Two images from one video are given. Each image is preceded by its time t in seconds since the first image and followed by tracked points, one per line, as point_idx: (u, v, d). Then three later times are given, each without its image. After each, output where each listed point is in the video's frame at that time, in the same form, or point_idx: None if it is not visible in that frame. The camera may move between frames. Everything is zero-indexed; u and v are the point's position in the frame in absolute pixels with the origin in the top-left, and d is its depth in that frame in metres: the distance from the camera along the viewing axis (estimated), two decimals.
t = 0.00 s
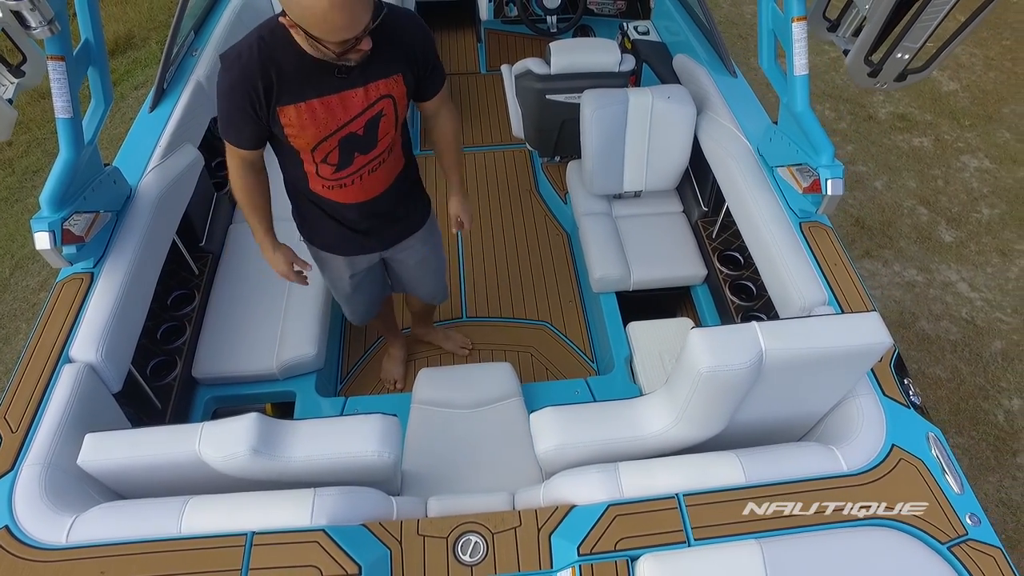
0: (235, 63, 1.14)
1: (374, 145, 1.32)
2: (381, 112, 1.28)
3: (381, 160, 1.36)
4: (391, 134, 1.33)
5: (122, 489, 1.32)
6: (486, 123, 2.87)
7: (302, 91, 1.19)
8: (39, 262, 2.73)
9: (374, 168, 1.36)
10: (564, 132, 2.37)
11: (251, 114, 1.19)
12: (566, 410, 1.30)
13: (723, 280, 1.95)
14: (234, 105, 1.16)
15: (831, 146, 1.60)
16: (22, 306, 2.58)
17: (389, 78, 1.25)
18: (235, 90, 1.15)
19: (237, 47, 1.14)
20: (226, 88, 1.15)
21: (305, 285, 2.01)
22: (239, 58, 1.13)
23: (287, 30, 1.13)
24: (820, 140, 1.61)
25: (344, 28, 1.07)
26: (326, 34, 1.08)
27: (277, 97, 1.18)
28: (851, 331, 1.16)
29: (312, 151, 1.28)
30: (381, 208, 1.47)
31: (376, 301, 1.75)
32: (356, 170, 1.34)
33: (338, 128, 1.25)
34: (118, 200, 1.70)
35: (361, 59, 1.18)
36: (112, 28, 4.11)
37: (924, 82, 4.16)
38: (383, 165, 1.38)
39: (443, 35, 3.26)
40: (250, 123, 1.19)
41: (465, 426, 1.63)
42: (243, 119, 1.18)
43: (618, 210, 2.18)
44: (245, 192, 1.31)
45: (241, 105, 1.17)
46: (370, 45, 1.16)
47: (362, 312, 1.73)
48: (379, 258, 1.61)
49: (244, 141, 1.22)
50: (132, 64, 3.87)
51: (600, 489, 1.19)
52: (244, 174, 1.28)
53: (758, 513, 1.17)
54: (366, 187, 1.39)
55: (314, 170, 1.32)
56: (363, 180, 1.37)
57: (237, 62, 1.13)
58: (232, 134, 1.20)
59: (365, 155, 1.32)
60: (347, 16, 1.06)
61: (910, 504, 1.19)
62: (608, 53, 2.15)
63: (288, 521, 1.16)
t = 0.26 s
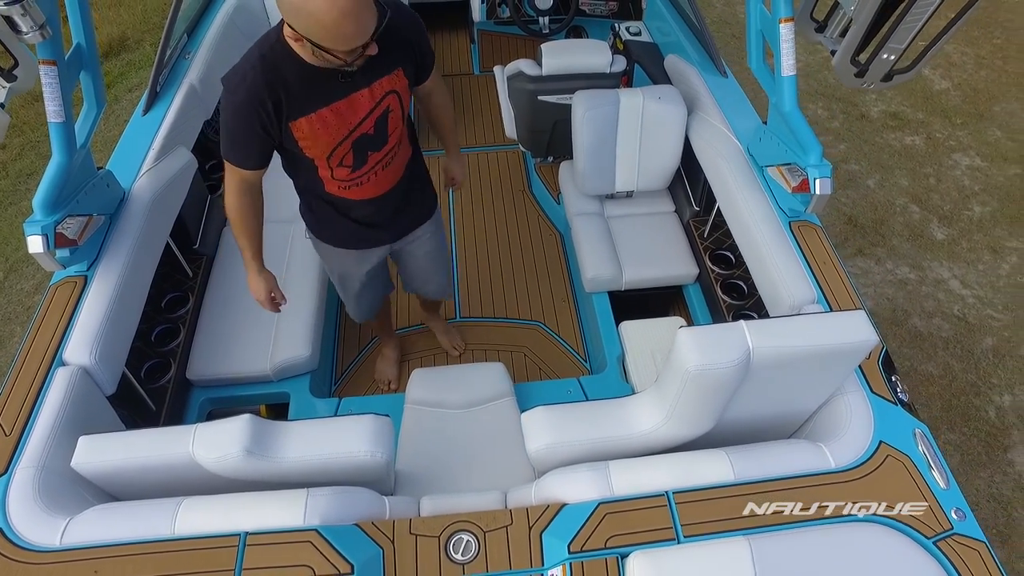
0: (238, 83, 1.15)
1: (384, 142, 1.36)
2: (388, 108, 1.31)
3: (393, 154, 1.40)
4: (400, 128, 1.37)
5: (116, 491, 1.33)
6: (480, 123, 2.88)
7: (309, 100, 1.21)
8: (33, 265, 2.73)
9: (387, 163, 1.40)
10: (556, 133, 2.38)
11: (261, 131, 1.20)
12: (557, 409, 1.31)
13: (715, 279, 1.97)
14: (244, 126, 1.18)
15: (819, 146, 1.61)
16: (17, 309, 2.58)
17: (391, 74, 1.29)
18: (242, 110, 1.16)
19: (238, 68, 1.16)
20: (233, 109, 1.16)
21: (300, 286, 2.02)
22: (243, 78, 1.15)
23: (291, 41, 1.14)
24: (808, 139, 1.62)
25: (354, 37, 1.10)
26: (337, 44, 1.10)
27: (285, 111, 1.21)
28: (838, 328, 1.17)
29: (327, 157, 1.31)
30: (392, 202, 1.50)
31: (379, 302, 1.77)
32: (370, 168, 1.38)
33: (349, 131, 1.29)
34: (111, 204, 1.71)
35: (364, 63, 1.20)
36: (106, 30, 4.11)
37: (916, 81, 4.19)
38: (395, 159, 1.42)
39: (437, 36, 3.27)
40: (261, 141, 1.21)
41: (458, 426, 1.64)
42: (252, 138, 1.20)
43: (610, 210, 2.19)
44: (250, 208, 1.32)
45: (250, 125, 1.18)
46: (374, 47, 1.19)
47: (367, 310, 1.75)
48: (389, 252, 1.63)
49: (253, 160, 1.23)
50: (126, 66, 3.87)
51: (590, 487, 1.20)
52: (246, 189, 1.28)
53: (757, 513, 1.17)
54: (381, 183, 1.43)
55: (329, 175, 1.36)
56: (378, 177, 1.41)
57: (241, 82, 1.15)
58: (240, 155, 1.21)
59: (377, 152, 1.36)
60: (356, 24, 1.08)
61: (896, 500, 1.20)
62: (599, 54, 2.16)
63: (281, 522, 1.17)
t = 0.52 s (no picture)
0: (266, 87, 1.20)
1: (404, 135, 1.44)
2: (408, 103, 1.40)
3: (411, 148, 1.49)
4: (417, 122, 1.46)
5: (105, 496, 1.33)
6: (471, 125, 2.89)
7: (335, 99, 1.27)
8: (23, 270, 2.72)
9: (406, 156, 1.48)
10: (545, 133, 2.39)
11: (289, 132, 1.25)
12: (544, 409, 1.33)
13: (703, 278, 1.98)
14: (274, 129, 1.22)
15: (804, 144, 1.63)
16: (6, 315, 2.57)
17: (410, 70, 1.37)
18: (272, 112, 1.21)
19: (263, 72, 1.20)
20: (262, 111, 1.20)
21: (290, 289, 2.02)
22: (271, 82, 1.19)
23: (320, 41, 1.18)
24: (793, 137, 1.64)
25: (388, 36, 1.14)
26: (371, 42, 1.14)
27: (312, 110, 1.26)
28: (820, 325, 1.18)
29: (353, 154, 1.38)
30: (409, 194, 1.59)
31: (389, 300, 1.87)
32: (392, 161, 1.46)
33: (374, 127, 1.36)
34: (99, 208, 1.70)
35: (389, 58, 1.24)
36: (95, 33, 4.09)
37: (904, 78, 4.21)
38: (413, 151, 1.50)
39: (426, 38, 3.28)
40: (290, 142, 1.26)
41: (447, 426, 1.65)
42: (281, 140, 1.24)
43: (599, 210, 2.20)
44: (282, 212, 1.36)
45: (279, 127, 1.23)
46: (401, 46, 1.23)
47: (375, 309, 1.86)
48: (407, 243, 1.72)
49: (284, 162, 1.27)
50: (115, 70, 3.86)
51: (578, 486, 1.21)
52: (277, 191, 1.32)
53: (758, 513, 1.18)
54: (399, 175, 1.51)
55: (353, 171, 1.43)
56: (399, 169, 1.49)
57: (269, 86, 1.19)
58: (273, 158, 1.25)
59: (398, 146, 1.44)
60: (388, 25, 1.12)
61: (881, 494, 1.22)
62: (583, 56, 2.17)
63: (270, 524, 1.17)
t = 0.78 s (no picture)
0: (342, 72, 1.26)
1: (454, 139, 1.51)
2: (466, 110, 1.46)
3: (456, 151, 1.56)
4: (468, 128, 1.53)
5: (93, 503, 1.32)
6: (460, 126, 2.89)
7: (404, 96, 1.34)
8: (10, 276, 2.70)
9: (451, 157, 1.56)
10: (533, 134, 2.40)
11: (354, 120, 1.31)
12: (532, 409, 1.34)
13: (692, 277, 1.99)
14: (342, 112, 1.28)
15: (790, 142, 1.63)
16: None
17: (473, 80, 1.43)
18: (344, 97, 1.27)
19: (343, 60, 1.26)
20: (333, 96, 1.27)
21: (280, 292, 2.01)
22: (348, 69, 1.26)
23: (402, 46, 1.25)
24: (778, 137, 1.64)
25: (469, 51, 1.21)
26: (452, 54, 1.21)
27: (381, 103, 1.33)
28: (806, 323, 1.18)
29: (407, 150, 1.45)
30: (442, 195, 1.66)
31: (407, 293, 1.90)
32: (439, 161, 1.53)
33: (432, 128, 1.43)
34: (85, 214, 1.70)
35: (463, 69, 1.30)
36: (82, 36, 4.07)
37: (891, 74, 4.24)
38: (456, 155, 1.58)
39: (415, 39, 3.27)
40: (352, 128, 1.32)
41: (438, 427, 1.65)
42: (343, 123, 1.30)
43: (588, 210, 2.21)
44: (327, 190, 1.41)
45: (346, 111, 1.29)
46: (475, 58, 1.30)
47: (389, 306, 1.88)
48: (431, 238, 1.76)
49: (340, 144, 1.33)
50: (102, 73, 3.84)
51: (567, 486, 1.22)
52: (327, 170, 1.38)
53: (758, 511, 1.19)
54: (440, 175, 1.58)
55: (402, 166, 1.49)
56: (441, 170, 1.57)
57: (346, 73, 1.26)
58: (331, 139, 1.31)
59: (447, 149, 1.51)
60: (473, 39, 1.18)
61: (868, 490, 1.23)
62: (570, 57, 2.22)
63: (258, 528, 1.17)
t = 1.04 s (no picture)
0: (445, 79, 1.30)
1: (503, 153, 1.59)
2: (524, 138, 1.55)
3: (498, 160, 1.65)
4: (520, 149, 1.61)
5: (78, 516, 1.32)
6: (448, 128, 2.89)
7: (488, 116, 1.40)
8: None
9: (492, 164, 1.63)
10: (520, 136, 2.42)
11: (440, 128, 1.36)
12: (518, 414, 1.34)
13: (679, 278, 2.00)
14: (434, 117, 1.32)
15: (774, 142, 1.63)
16: None
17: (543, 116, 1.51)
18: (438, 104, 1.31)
19: (451, 67, 1.30)
20: (428, 99, 1.31)
21: (267, 298, 2.01)
22: (452, 79, 1.30)
23: (516, 78, 1.28)
24: (761, 137, 1.64)
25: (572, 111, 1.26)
26: (557, 110, 1.25)
27: (467, 118, 1.37)
28: (788, 326, 1.19)
29: (462, 156, 1.52)
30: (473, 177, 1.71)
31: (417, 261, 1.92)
32: (482, 166, 1.60)
33: (490, 146, 1.51)
34: (68, 224, 1.68)
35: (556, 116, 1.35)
36: (66, 41, 4.03)
37: (877, 72, 4.27)
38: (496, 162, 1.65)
39: (401, 41, 3.27)
40: (431, 130, 1.36)
41: (426, 432, 1.65)
42: (422, 122, 1.34)
43: (575, 212, 2.21)
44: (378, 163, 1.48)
45: (432, 116, 1.32)
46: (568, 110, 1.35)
47: (391, 276, 1.88)
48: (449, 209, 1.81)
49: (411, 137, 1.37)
50: (87, 79, 3.81)
51: (554, 490, 1.22)
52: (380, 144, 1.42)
53: (758, 511, 1.20)
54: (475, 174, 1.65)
55: (450, 164, 1.56)
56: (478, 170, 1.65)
57: (451, 82, 1.30)
58: (407, 131, 1.35)
59: (493, 161, 1.60)
60: (578, 102, 1.22)
61: (852, 490, 1.23)
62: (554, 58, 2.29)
63: (244, 539, 1.17)
